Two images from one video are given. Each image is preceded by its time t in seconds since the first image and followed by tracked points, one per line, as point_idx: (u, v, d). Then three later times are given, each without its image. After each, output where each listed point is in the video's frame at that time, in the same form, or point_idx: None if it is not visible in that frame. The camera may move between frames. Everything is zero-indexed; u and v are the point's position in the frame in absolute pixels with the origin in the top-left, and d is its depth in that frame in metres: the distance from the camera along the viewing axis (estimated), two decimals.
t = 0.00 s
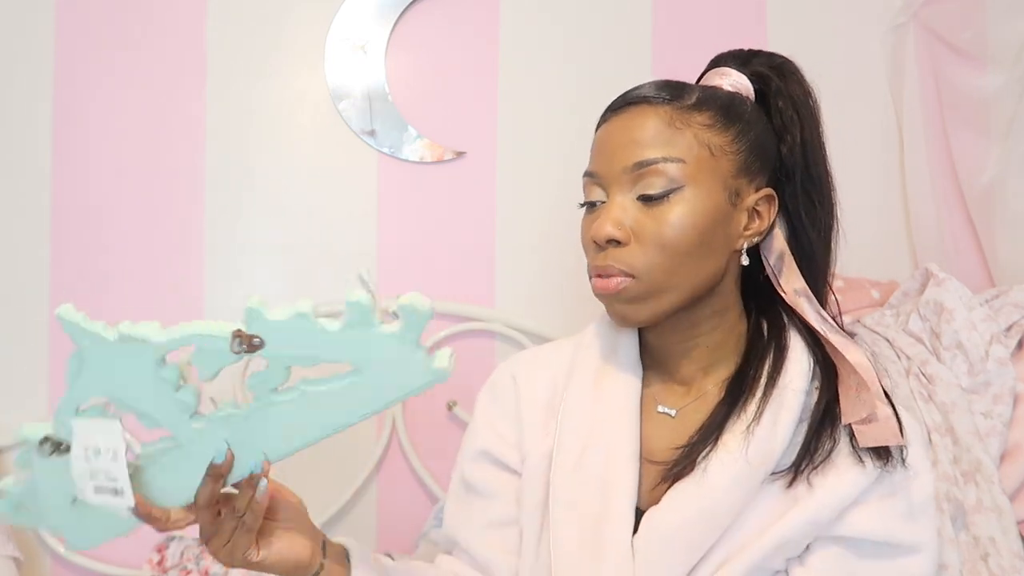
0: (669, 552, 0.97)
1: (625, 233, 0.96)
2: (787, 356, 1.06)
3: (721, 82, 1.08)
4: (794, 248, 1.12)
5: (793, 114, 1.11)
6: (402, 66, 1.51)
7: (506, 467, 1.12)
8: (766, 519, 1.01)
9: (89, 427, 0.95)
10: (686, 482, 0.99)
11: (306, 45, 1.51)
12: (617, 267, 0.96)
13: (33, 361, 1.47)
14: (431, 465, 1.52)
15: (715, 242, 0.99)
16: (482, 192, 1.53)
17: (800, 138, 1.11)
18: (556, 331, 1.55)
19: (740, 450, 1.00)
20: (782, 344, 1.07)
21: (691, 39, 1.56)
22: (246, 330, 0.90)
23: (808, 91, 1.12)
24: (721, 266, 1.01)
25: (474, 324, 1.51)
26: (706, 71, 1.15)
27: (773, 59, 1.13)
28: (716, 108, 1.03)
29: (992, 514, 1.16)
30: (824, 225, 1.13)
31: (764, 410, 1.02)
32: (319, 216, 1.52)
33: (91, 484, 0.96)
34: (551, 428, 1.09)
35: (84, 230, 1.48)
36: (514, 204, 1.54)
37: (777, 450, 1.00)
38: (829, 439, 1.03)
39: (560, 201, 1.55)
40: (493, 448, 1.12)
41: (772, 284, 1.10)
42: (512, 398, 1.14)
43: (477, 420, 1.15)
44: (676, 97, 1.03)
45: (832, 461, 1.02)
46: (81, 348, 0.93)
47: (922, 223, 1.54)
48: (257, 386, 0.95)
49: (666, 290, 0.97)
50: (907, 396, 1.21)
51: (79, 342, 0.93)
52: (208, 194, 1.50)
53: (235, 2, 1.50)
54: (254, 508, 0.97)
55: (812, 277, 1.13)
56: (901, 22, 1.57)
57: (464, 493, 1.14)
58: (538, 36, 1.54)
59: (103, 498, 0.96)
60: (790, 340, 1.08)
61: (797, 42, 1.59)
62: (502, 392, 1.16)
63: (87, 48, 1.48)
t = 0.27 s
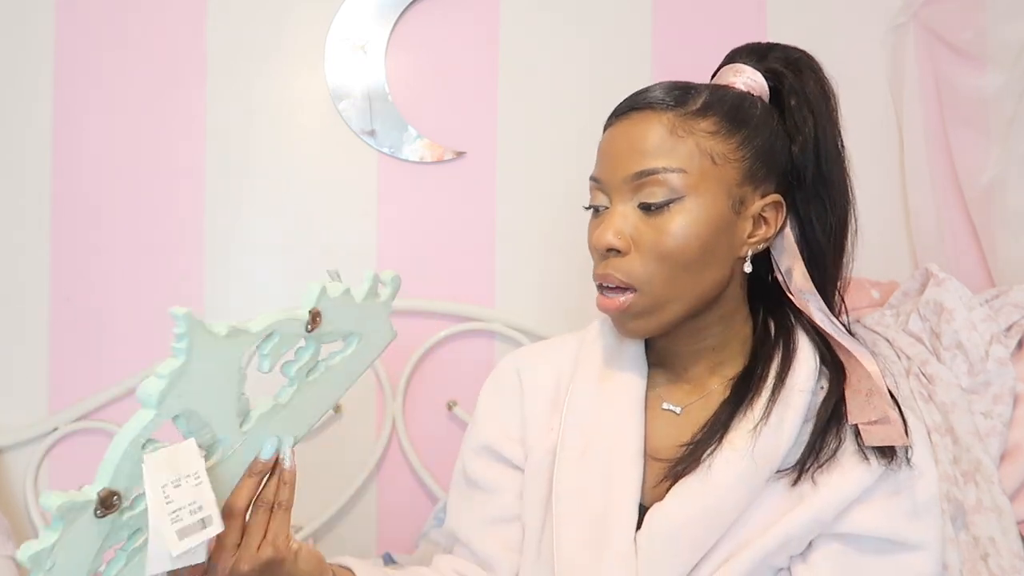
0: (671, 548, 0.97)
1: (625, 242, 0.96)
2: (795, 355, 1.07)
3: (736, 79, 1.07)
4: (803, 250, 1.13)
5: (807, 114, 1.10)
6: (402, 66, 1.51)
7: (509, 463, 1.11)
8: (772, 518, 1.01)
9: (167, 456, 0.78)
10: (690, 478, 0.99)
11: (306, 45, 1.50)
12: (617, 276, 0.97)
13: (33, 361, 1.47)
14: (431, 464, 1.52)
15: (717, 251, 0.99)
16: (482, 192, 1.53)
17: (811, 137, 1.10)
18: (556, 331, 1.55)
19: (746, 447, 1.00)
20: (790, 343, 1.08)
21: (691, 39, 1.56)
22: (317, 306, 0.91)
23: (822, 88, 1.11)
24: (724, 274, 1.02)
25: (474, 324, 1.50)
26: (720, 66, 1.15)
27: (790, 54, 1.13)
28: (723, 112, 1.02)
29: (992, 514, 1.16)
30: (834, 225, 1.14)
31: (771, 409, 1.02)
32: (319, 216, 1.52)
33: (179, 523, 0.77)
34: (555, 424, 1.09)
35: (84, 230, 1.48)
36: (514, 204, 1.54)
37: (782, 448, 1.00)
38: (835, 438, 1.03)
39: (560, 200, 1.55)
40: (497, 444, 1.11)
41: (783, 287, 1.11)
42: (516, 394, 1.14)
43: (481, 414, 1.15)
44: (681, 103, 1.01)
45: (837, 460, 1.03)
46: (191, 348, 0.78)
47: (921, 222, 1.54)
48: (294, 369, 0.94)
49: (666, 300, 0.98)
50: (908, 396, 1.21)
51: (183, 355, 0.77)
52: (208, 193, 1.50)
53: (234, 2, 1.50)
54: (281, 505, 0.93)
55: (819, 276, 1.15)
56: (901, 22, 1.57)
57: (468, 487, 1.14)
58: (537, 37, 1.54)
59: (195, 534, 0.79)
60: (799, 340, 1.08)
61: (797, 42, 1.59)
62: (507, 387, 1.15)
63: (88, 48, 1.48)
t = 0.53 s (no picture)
0: (674, 550, 0.97)
1: (629, 251, 0.97)
2: (801, 359, 1.07)
3: (739, 78, 1.07)
4: (810, 248, 1.13)
5: (813, 111, 1.10)
6: (402, 66, 1.51)
7: (512, 462, 1.12)
8: (775, 519, 1.01)
9: (211, 434, 0.78)
10: (694, 481, 0.99)
11: (306, 45, 1.50)
12: (622, 285, 0.98)
13: (32, 360, 1.47)
14: (432, 465, 1.52)
15: (722, 259, 1.00)
16: (482, 192, 1.53)
17: (816, 135, 1.10)
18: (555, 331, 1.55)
19: (751, 451, 1.00)
20: (796, 346, 1.08)
21: (691, 38, 1.56)
22: (360, 310, 0.93)
23: (827, 85, 1.11)
24: (728, 280, 1.02)
25: (474, 324, 1.50)
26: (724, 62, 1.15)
27: (795, 50, 1.12)
28: (726, 116, 1.02)
29: (992, 514, 1.16)
30: (840, 223, 1.13)
31: (777, 412, 1.03)
32: (319, 216, 1.52)
33: (196, 509, 0.76)
34: (558, 425, 1.09)
35: (84, 230, 1.48)
36: (514, 204, 1.54)
37: (787, 450, 1.01)
38: (839, 442, 1.03)
39: (560, 201, 1.55)
40: (500, 443, 1.11)
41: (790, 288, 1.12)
42: (520, 394, 1.14)
43: (483, 413, 1.15)
44: (683, 109, 1.01)
45: (842, 464, 1.03)
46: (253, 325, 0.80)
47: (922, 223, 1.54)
48: (328, 370, 0.94)
49: (671, 307, 0.98)
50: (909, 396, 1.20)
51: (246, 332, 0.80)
52: (207, 193, 1.50)
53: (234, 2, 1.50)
54: (303, 479, 0.90)
55: (825, 275, 1.14)
56: (901, 22, 1.57)
57: (470, 485, 1.14)
58: (537, 37, 1.54)
59: (217, 521, 0.77)
60: (804, 344, 1.09)
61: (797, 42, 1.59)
62: (510, 387, 1.15)
63: (88, 48, 1.48)
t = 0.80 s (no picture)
0: (678, 549, 0.97)
1: (632, 262, 0.97)
2: (806, 359, 1.07)
3: (738, 76, 1.07)
4: (815, 246, 1.12)
5: (812, 107, 1.09)
6: (402, 66, 1.51)
7: (517, 461, 1.12)
8: (780, 520, 1.01)
9: (179, 455, 0.78)
10: (698, 482, 0.99)
11: (306, 45, 1.50)
12: (627, 295, 0.98)
13: (32, 360, 1.47)
14: (432, 465, 1.52)
15: (725, 265, 1.00)
16: (481, 192, 1.53)
17: (816, 132, 1.09)
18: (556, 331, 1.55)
19: (756, 452, 1.00)
20: (801, 347, 1.07)
21: (690, 38, 1.57)
22: (303, 297, 0.92)
23: (826, 81, 1.10)
24: (732, 285, 1.02)
25: (474, 324, 1.50)
26: (721, 60, 1.15)
27: (791, 45, 1.12)
28: (724, 120, 1.01)
29: (992, 514, 1.16)
30: (842, 221, 1.13)
31: (782, 413, 1.03)
32: (319, 216, 1.52)
33: (160, 530, 0.76)
34: (562, 425, 1.09)
35: (84, 230, 1.48)
36: (514, 204, 1.54)
37: (792, 451, 1.01)
38: (843, 444, 1.03)
39: (560, 201, 1.55)
40: (504, 442, 1.11)
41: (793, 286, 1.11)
42: (523, 393, 1.14)
43: (488, 412, 1.15)
44: (681, 116, 1.00)
45: (845, 466, 1.03)
46: (186, 338, 0.80)
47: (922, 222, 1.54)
48: (291, 362, 0.93)
49: (676, 314, 0.99)
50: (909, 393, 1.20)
51: (181, 345, 0.80)
52: (207, 193, 1.50)
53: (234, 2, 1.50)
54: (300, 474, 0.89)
55: (830, 272, 1.13)
56: (901, 22, 1.57)
57: (473, 484, 1.14)
58: (537, 37, 1.54)
59: (178, 544, 0.77)
60: (809, 344, 1.08)
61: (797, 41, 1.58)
62: (514, 385, 1.15)
63: (88, 48, 1.48)
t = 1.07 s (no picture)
0: (678, 549, 0.97)
1: (634, 266, 0.97)
2: (805, 360, 1.07)
3: (736, 76, 1.07)
4: (813, 246, 1.13)
5: (812, 106, 1.09)
6: (402, 66, 1.51)
7: (517, 461, 1.11)
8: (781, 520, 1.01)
9: (183, 464, 0.78)
10: (698, 482, 0.99)
11: (306, 45, 1.50)
12: (630, 298, 0.98)
13: (32, 360, 1.47)
14: (432, 465, 1.52)
15: (727, 267, 1.00)
16: (482, 192, 1.53)
17: (816, 131, 1.09)
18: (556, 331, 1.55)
19: (756, 453, 1.00)
20: (801, 347, 1.08)
21: (690, 38, 1.57)
22: (298, 301, 0.92)
23: (824, 79, 1.10)
24: (733, 287, 1.02)
25: (474, 324, 1.50)
26: (719, 59, 1.14)
27: (789, 44, 1.12)
28: (724, 122, 1.01)
29: (992, 514, 1.16)
30: (841, 220, 1.13)
31: (783, 414, 1.03)
32: (319, 216, 1.52)
33: (158, 539, 0.76)
34: (562, 425, 1.09)
35: (84, 231, 1.48)
36: (514, 204, 1.54)
37: (793, 451, 1.01)
38: (843, 444, 1.03)
39: (560, 201, 1.55)
40: (504, 443, 1.11)
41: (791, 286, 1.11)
42: (523, 393, 1.14)
43: (488, 413, 1.15)
44: (681, 118, 1.00)
45: (845, 465, 1.03)
46: (186, 343, 0.80)
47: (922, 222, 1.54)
48: (287, 368, 0.94)
49: (677, 316, 0.99)
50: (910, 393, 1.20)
51: (182, 351, 0.80)
52: (207, 193, 1.50)
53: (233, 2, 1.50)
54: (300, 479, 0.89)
55: (828, 271, 1.14)
56: (901, 22, 1.57)
57: (473, 485, 1.14)
58: (537, 37, 1.54)
59: (176, 555, 0.77)
60: (808, 344, 1.08)
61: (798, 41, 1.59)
62: (514, 386, 1.15)
63: (87, 47, 1.48)
